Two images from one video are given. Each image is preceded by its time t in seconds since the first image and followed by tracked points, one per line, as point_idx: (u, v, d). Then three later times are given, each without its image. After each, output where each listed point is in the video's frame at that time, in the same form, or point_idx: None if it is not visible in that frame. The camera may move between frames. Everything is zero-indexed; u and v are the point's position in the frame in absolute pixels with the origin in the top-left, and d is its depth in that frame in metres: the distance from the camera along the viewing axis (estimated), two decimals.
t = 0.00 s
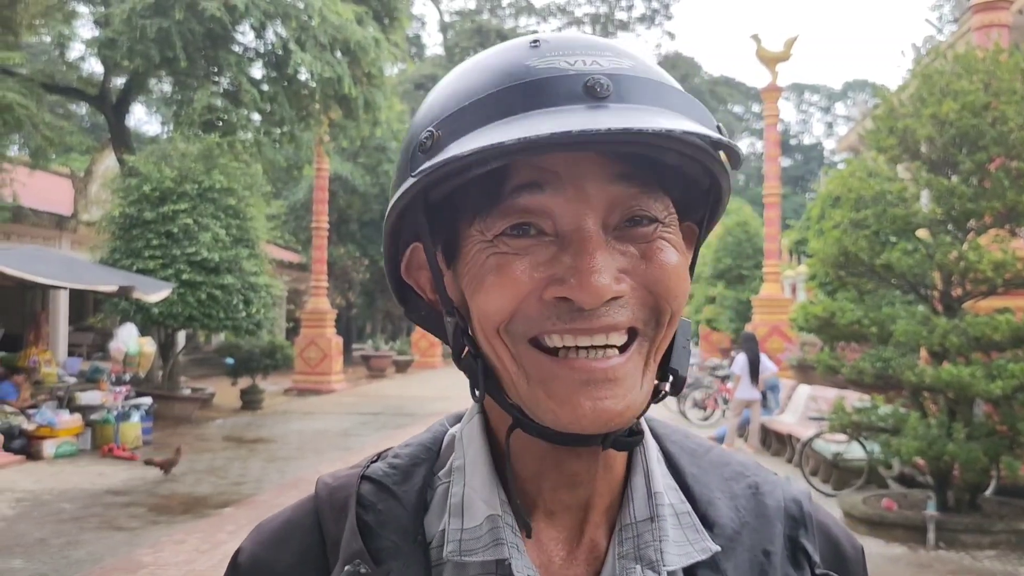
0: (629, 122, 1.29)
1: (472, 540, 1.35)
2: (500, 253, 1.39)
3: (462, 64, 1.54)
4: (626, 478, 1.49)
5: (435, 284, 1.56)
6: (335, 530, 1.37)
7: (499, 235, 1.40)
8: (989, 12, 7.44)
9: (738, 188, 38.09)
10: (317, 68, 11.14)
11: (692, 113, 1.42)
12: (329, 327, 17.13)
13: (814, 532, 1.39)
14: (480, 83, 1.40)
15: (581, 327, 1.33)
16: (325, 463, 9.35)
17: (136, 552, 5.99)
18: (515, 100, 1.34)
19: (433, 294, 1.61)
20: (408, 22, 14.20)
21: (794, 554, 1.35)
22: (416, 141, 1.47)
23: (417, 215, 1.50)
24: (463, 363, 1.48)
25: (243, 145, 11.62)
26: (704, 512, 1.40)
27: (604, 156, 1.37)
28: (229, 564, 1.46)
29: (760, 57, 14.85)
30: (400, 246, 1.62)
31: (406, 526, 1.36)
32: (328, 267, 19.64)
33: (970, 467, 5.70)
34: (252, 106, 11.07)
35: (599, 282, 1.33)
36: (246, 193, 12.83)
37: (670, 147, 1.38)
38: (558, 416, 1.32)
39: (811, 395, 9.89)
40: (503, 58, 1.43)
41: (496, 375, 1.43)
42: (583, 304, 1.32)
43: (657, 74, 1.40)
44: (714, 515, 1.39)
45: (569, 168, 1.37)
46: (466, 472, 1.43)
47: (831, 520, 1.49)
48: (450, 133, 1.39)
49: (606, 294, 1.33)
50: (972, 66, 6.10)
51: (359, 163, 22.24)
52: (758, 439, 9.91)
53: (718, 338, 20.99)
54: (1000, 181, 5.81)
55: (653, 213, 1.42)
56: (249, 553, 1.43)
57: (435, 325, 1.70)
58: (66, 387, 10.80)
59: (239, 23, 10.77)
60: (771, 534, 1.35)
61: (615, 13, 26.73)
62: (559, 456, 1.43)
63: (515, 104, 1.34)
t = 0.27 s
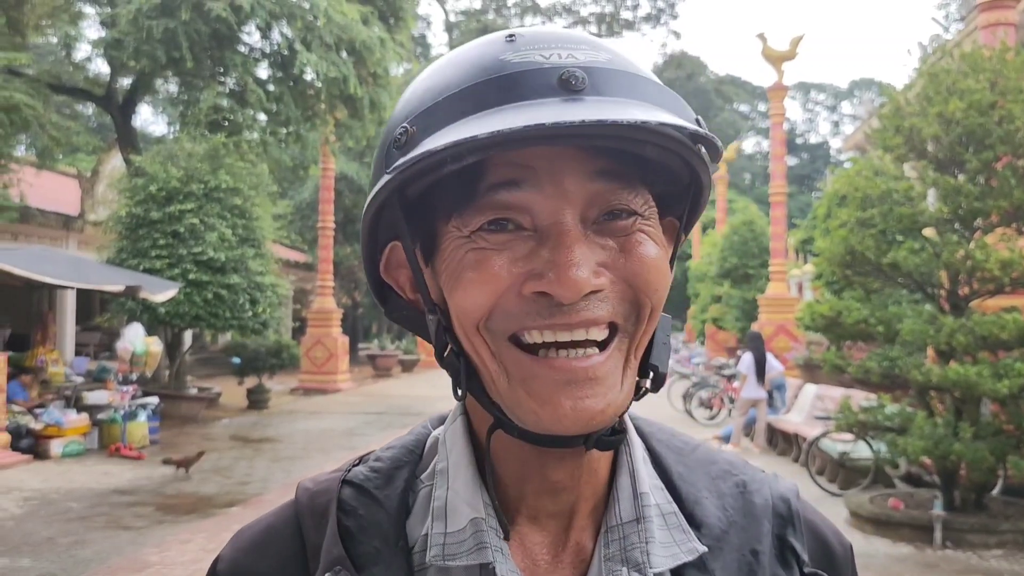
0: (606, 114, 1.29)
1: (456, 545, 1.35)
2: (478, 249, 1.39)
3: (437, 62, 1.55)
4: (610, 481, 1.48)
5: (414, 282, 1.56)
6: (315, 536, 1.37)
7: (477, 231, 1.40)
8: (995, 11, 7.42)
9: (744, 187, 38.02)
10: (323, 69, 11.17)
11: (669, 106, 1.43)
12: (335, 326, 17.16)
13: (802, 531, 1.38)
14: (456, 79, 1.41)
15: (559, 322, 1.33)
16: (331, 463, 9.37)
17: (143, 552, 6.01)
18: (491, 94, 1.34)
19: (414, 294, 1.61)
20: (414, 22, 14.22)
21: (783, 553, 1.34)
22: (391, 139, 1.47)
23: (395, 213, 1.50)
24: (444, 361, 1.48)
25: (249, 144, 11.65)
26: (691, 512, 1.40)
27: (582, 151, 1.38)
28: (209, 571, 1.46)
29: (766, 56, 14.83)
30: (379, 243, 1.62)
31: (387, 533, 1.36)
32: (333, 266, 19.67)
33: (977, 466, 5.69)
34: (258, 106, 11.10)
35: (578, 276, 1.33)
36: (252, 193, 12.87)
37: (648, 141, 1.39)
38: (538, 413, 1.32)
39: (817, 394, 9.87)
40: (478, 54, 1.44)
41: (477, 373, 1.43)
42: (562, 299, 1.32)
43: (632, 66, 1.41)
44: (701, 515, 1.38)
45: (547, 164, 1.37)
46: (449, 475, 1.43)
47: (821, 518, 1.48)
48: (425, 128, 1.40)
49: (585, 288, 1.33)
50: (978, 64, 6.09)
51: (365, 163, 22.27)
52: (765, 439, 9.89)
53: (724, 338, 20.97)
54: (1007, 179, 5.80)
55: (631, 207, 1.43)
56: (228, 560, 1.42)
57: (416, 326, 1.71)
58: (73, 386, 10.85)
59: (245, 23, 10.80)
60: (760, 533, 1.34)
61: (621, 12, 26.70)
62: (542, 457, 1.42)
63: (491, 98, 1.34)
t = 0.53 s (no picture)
0: (595, 104, 1.31)
1: (450, 542, 1.37)
2: (470, 241, 1.40)
3: (428, 56, 1.56)
4: (604, 476, 1.49)
5: (407, 277, 1.58)
6: (308, 536, 1.39)
7: (468, 223, 1.42)
8: (1003, 9, 7.40)
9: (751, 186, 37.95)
10: (330, 68, 11.20)
11: (660, 98, 1.44)
12: (342, 325, 17.20)
13: (799, 525, 1.39)
14: (446, 71, 1.42)
15: (551, 313, 1.34)
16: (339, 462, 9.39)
17: (151, 550, 6.05)
18: (481, 85, 1.36)
19: (406, 288, 1.63)
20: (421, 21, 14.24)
21: (778, 547, 1.35)
22: (383, 132, 1.49)
23: (387, 205, 1.52)
24: (438, 355, 1.49)
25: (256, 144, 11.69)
26: (685, 507, 1.41)
27: (572, 142, 1.39)
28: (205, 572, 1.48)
29: (773, 54, 14.80)
30: (372, 237, 1.63)
31: (381, 531, 1.37)
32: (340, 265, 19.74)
33: (985, 466, 5.68)
34: (265, 105, 11.14)
35: (569, 268, 1.34)
36: (259, 192, 12.91)
37: (639, 132, 1.40)
38: (531, 405, 1.33)
39: (824, 394, 9.86)
40: (469, 47, 1.45)
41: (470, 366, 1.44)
42: (554, 290, 1.34)
43: (624, 58, 1.42)
44: (696, 511, 1.39)
45: (538, 156, 1.38)
46: (443, 473, 1.45)
47: (817, 512, 1.49)
48: (416, 121, 1.42)
49: (576, 279, 1.35)
50: (986, 63, 6.07)
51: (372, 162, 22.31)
52: (772, 438, 9.88)
53: (731, 337, 20.94)
54: (1016, 178, 5.79)
55: (623, 199, 1.44)
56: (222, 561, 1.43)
57: (409, 322, 1.72)
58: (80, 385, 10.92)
59: (252, 23, 10.84)
60: (755, 528, 1.35)
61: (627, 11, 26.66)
62: (535, 455, 1.44)
63: (481, 89, 1.36)
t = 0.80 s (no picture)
0: (602, 107, 1.31)
1: (459, 540, 1.37)
2: (478, 244, 1.41)
3: (434, 59, 1.57)
4: (612, 474, 1.50)
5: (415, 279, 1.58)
6: (318, 533, 1.39)
7: (476, 226, 1.42)
8: (1010, 9, 7.39)
9: (757, 185, 37.87)
10: (335, 68, 11.22)
11: (666, 99, 1.44)
12: (348, 325, 17.24)
13: (806, 524, 1.40)
14: (452, 75, 1.43)
15: (560, 314, 1.34)
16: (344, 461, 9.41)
17: (158, 549, 6.07)
18: (487, 89, 1.36)
19: (415, 290, 1.63)
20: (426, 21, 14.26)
21: (785, 545, 1.35)
22: (390, 136, 1.50)
23: (394, 209, 1.52)
24: (445, 357, 1.49)
25: (262, 144, 11.72)
26: (693, 506, 1.41)
27: (579, 145, 1.39)
28: (216, 570, 1.48)
29: (779, 54, 14.78)
30: (381, 237, 1.64)
31: (391, 530, 1.38)
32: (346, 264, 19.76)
33: (991, 466, 5.67)
34: (271, 105, 11.17)
35: (578, 271, 1.35)
36: (265, 192, 12.93)
37: (646, 133, 1.40)
38: (542, 406, 1.33)
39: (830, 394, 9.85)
40: (475, 50, 1.46)
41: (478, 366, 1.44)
42: (562, 292, 1.34)
43: (631, 60, 1.42)
44: (703, 509, 1.40)
45: (544, 159, 1.39)
46: (452, 471, 1.45)
47: (823, 511, 1.49)
48: (423, 124, 1.42)
49: (584, 281, 1.35)
50: (992, 62, 6.06)
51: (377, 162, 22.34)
52: (777, 438, 9.87)
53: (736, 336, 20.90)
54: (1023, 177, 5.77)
55: (630, 201, 1.44)
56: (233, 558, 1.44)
57: (416, 323, 1.72)
58: (87, 385, 10.95)
59: (258, 23, 10.87)
60: (761, 526, 1.36)
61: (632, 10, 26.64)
62: (544, 454, 1.44)
63: (487, 92, 1.36)
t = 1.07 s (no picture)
0: (590, 138, 1.31)
1: (478, 536, 1.37)
2: (485, 278, 1.42)
3: (422, 89, 1.57)
4: (629, 475, 1.50)
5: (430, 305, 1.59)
6: (343, 528, 1.40)
7: (482, 259, 1.43)
8: (1012, 8, 7.38)
9: (760, 185, 37.82)
10: (338, 68, 11.24)
11: (656, 114, 1.43)
12: (351, 325, 17.26)
13: (817, 528, 1.40)
14: (443, 114, 1.43)
15: (568, 341, 1.35)
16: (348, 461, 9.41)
17: (162, 549, 6.08)
18: (476, 132, 1.38)
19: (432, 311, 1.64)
20: (429, 21, 14.27)
21: (797, 549, 1.35)
22: (389, 176, 1.51)
23: (401, 247, 1.54)
24: (467, 378, 1.51)
25: (265, 144, 11.73)
26: (707, 509, 1.41)
27: (574, 172, 1.40)
28: (243, 558, 1.49)
29: (782, 53, 14.77)
30: (391, 266, 1.65)
31: (412, 524, 1.38)
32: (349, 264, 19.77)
33: (995, 466, 5.66)
34: (274, 106, 11.18)
35: (581, 297, 1.35)
36: (268, 193, 12.96)
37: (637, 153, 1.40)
38: (561, 426, 1.34)
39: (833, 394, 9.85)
40: (461, 83, 1.46)
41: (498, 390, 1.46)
42: (569, 321, 1.34)
43: (616, 80, 1.42)
44: (717, 511, 1.39)
45: (541, 188, 1.39)
46: (473, 471, 1.46)
47: (834, 516, 1.50)
48: (420, 167, 1.43)
49: (589, 308, 1.35)
50: (996, 62, 6.05)
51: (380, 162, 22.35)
52: (780, 438, 9.86)
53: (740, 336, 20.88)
54: None
55: (630, 219, 1.44)
56: (262, 548, 1.45)
57: (436, 337, 1.73)
58: (90, 385, 10.98)
59: (261, 23, 10.89)
60: (773, 529, 1.36)
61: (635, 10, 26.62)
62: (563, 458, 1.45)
63: (477, 135, 1.37)
